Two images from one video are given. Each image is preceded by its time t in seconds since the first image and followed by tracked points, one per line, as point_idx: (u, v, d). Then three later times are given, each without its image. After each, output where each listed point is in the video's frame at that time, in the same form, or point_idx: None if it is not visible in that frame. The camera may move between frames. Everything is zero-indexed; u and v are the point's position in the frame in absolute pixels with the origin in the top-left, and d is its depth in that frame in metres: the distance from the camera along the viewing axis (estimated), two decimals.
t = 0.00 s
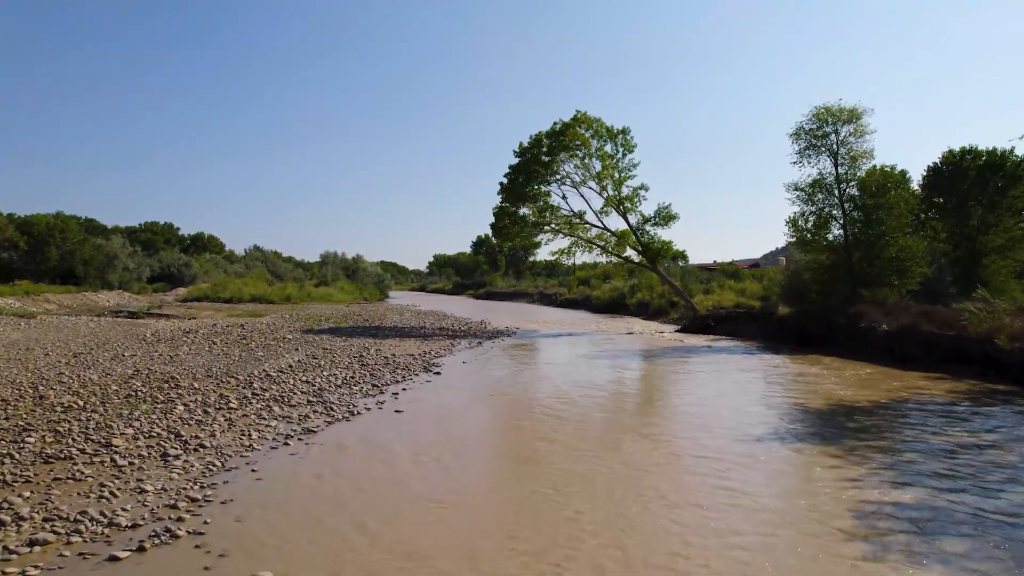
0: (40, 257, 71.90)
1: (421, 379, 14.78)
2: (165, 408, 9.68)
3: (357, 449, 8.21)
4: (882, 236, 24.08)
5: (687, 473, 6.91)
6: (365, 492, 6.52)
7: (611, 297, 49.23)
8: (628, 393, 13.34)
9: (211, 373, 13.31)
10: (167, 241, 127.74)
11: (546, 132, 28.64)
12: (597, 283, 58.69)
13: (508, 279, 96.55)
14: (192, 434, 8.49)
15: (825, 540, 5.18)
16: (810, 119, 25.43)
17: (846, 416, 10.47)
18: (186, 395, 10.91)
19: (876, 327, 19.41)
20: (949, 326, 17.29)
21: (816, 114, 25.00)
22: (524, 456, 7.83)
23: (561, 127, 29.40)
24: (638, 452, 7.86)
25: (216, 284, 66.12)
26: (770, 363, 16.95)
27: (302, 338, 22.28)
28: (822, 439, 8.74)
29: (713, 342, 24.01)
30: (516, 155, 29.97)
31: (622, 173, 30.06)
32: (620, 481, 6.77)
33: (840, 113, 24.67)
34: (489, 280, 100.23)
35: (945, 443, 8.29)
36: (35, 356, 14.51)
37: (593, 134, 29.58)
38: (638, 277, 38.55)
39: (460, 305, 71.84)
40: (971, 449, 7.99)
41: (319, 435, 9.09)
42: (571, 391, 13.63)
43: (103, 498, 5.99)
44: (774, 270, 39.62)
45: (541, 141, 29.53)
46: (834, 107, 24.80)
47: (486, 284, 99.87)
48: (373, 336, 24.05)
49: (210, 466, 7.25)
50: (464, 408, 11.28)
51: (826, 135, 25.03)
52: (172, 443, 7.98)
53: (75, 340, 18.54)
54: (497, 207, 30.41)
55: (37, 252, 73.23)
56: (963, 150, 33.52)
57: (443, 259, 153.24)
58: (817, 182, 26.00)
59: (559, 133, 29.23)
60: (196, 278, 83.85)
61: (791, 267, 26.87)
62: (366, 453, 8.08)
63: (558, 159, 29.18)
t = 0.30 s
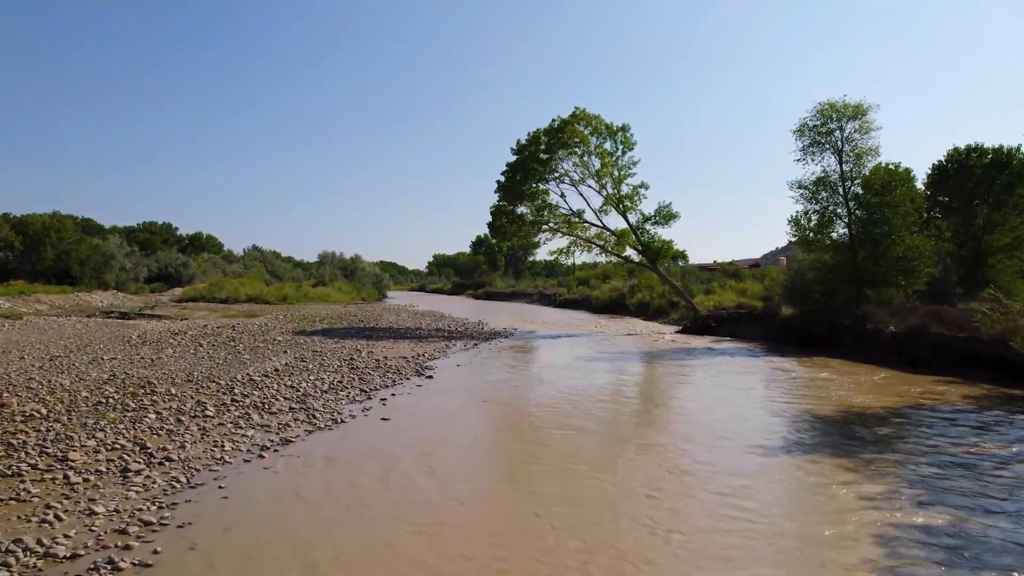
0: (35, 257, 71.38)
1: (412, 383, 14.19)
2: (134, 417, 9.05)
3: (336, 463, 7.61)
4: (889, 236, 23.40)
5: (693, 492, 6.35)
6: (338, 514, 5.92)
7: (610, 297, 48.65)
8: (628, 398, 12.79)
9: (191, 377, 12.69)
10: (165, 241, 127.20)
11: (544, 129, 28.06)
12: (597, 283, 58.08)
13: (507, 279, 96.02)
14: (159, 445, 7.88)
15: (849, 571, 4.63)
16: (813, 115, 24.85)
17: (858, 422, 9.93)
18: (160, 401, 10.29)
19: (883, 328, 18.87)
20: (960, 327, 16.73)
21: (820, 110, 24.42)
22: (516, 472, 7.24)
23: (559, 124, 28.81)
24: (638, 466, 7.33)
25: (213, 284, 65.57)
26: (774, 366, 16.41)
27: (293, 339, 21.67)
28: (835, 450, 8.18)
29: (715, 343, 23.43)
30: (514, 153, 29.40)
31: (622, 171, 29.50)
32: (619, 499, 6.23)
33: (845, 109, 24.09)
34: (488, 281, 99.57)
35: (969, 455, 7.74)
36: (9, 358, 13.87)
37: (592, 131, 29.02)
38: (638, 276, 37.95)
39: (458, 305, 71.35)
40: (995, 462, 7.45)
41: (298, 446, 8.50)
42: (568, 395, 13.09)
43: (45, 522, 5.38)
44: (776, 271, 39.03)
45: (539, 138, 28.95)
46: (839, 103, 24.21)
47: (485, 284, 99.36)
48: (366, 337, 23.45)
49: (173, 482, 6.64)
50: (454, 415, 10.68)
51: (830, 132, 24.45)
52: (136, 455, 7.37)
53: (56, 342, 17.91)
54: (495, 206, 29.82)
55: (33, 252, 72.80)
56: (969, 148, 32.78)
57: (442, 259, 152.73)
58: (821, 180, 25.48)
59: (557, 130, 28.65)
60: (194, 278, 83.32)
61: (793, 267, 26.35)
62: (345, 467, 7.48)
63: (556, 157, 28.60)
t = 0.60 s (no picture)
0: (30, 257, 70.99)
1: (402, 388, 13.58)
2: (98, 426, 8.44)
3: (312, 480, 6.98)
4: (895, 235, 22.72)
5: (699, 515, 5.78)
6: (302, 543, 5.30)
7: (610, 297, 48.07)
8: (627, 403, 12.21)
9: (170, 381, 12.07)
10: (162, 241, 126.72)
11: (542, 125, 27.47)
12: (597, 283, 57.42)
13: (506, 279, 95.49)
14: (119, 459, 7.26)
15: None
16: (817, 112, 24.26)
17: (870, 430, 9.36)
18: (131, 408, 9.67)
19: (891, 329, 18.30)
20: (973, 330, 16.17)
21: (823, 107, 23.85)
22: (505, 492, 6.62)
23: (557, 121, 28.22)
24: (638, 484, 6.76)
25: (209, 284, 65.07)
26: (779, 369, 15.82)
27: (283, 341, 21.07)
28: (850, 462, 7.61)
29: (717, 345, 22.84)
30: (511, 150, 28.80)
31: (622, 169, 28.90)
32: (617, 524, 5.67)
33: (850, 106, 23.48)
34: (487, 281, 98.91)
35: (995, 469, 7.17)
36: None
37: (591, 127, 28.43)
38: (638, 276, 37.35)
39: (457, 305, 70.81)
40: None
41: (273, 459, 7.87)
42: (565, 401, 12.50)
43: None
44: (778, 271, 38.39)
45: (537, 135, 28.35)
46: (843, 99, 23.63)
47: (483, 284, 98.78)
48: (359, 339, 22.84)
49: (127, 502, 6.02)
50: (445, 426, 10.06)
51: (835, 128, 23.86)
52: (93, 470, 6.76)
53: (37, 344, 17.30)
54: (491, 204, 29.22)
55: (28, 252, 72.44)
56: (975, 146, 32.11)
57: (441, 259, 152.08)
58: (825, 178, 24.91)
59: (556, 127, 28.06)
60: (191, 278, 82.87)
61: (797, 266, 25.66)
62: (322, 484, 6.85)
63: (554, 154, 28.00)
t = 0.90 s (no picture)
0: (26, 257, 70.53)
1: (390, 392, 13.01)
2: (58, 436, 7.85)
3: (285, 498, 6.37)
4: (901, 234, 22.15)
5: (705, 540, 5.26)
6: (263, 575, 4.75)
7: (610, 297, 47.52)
8: (625, 406, 11.66)
9: (145, 385, 11.47)
10: (160, 241, 126.19)
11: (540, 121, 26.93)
12: (596, 283, 56.88)
13: (506, 279, 94.90)
14: (74, 473, 6.67)
15: None
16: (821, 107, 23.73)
17: (883, 439, 8.81)
18: (98, 415, 9.08)
19: (899, 330, 17.76)
20: (984, 331, 15.62)
21: (828, 102, 23.32)
22: (493, 513, 6.07)
23: (555, 117, 27.67)
24: (636, 505, 6.18)
25: (205, 284, 64.55)
26: (783, 372, 15.28)
27: (272, 342, 20.48)
28: (865, 476, 7.09)
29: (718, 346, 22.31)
30: (508, 147, 28.26)
31: (621, 166, 28.35)
32: (614, 553, 5.08)
33: (855, 101, 22.94)
34: (486, 280, 98.29)
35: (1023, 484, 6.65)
36: None
37: (590, 124, 27.89)
38: (638, 276, 36.80)
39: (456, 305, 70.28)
40: None
41: (245, 473, 7.27)
42: (560, 405, 11.95)
43: None
44: (780, 270, 37.78)
45: (535, 131, 27.79)
46: (848, 94, 23.10)
47: (483, 284, 98.20)
48: (351, 341, 22.27)
49: (73, 524, 5.44)
50: (433, 435, 9.47)
51: (839, 124, 23.32)
52: (41, 488, 6.17)
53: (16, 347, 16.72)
54: (488, 203, 28.66)
55: (24, 252, 72.02)
56: (980, 143, 31.50)
57: (441, 259, 151.48)
58: (830, 175, 24.38)
59: (554, 123, 27.52)
60: (188, 278, 82.37)
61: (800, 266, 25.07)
62: (297, 505, 6.24)
63: (552, 151, 27.45)
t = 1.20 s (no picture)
0: (21, 257, 70.09)
1: (379, 397, 12.43)
2: (9, 447, 7.26)
3: (252, 520, 5.78)
4: (908, 233, 21.58)
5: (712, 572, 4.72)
6: None
7: (609, 297, 46.97)
8: (624, 412, 11.11)
9: (118, 390, 10.86)
10: (158, 241, 125.75)
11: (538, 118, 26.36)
12: (596, 283, 56.37)
13: (506, 280, 94.34)
14: (17, 490, 6.07)
15: None
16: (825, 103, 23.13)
17: (900, 448, 8.26)
18: (59, 424, 8.49)
19: (908, 332, 17.19)
20: (998, 332, 15.05)
21: (833, 98, 22.70)
22: (477, 539, 5.52)
23: (553, 113, 27.09)
24: (636, 530, 5.62)
25: (201, 284, 64.06)
26: (788, 376, 14.73)
27: (261, 344, 19.88)
28: (883, 491, 6.54)
29: (720, 347, 21.75)
30: (505, 144, 27.69)
31: (620, 164, 27.77)
32: None
33: (860, 96, 22.32)
34: (486, 281, 97.75)
35: None
36: None
37: (589, 121, 27.32)
38: (638, 276, 36.23)
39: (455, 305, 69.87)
40: None
41: (210, 489, 6.66)
42: (556, 410, 11.40)
43: None
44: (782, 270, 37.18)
45: (532, 128, 27.23)
46: (853, 89, 22.48)
47: (482, 285, 97.64)
48: (343, 342, 21.68)
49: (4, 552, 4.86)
50: (420, 445, 8.89)
51: (844, 120, 22.71)
52: None
53: None
54: (485, 201, 28.09)
55: (20, 252, 71.58)
56: (986, 140, 30.87)
57: (440, 259, 150.99)
58: (834, 172, 23.79)
59: (552, 120, 26.95)
60: (186, 278, 81.91)
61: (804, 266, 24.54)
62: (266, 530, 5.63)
63: (550, 148, 26.89)
